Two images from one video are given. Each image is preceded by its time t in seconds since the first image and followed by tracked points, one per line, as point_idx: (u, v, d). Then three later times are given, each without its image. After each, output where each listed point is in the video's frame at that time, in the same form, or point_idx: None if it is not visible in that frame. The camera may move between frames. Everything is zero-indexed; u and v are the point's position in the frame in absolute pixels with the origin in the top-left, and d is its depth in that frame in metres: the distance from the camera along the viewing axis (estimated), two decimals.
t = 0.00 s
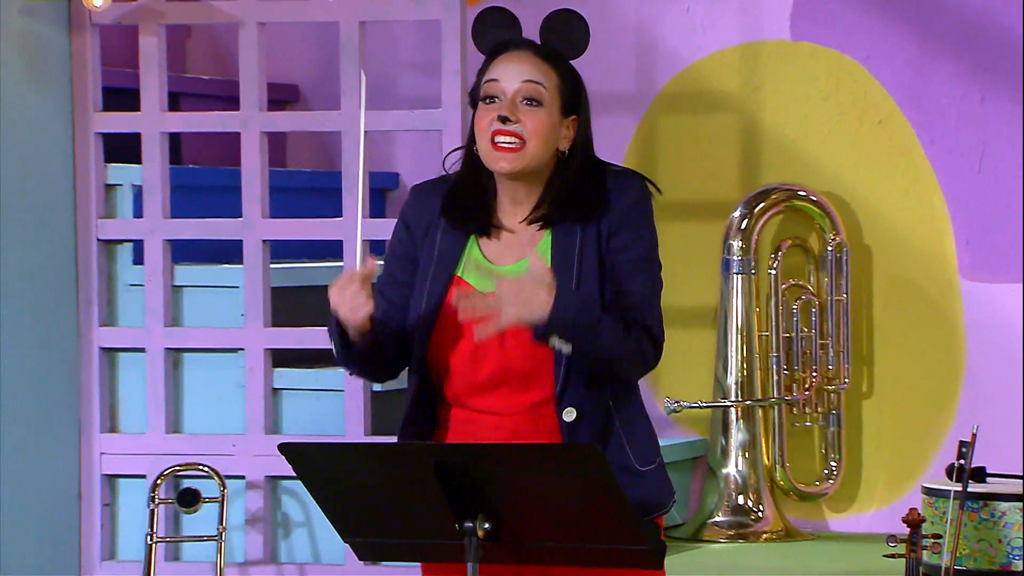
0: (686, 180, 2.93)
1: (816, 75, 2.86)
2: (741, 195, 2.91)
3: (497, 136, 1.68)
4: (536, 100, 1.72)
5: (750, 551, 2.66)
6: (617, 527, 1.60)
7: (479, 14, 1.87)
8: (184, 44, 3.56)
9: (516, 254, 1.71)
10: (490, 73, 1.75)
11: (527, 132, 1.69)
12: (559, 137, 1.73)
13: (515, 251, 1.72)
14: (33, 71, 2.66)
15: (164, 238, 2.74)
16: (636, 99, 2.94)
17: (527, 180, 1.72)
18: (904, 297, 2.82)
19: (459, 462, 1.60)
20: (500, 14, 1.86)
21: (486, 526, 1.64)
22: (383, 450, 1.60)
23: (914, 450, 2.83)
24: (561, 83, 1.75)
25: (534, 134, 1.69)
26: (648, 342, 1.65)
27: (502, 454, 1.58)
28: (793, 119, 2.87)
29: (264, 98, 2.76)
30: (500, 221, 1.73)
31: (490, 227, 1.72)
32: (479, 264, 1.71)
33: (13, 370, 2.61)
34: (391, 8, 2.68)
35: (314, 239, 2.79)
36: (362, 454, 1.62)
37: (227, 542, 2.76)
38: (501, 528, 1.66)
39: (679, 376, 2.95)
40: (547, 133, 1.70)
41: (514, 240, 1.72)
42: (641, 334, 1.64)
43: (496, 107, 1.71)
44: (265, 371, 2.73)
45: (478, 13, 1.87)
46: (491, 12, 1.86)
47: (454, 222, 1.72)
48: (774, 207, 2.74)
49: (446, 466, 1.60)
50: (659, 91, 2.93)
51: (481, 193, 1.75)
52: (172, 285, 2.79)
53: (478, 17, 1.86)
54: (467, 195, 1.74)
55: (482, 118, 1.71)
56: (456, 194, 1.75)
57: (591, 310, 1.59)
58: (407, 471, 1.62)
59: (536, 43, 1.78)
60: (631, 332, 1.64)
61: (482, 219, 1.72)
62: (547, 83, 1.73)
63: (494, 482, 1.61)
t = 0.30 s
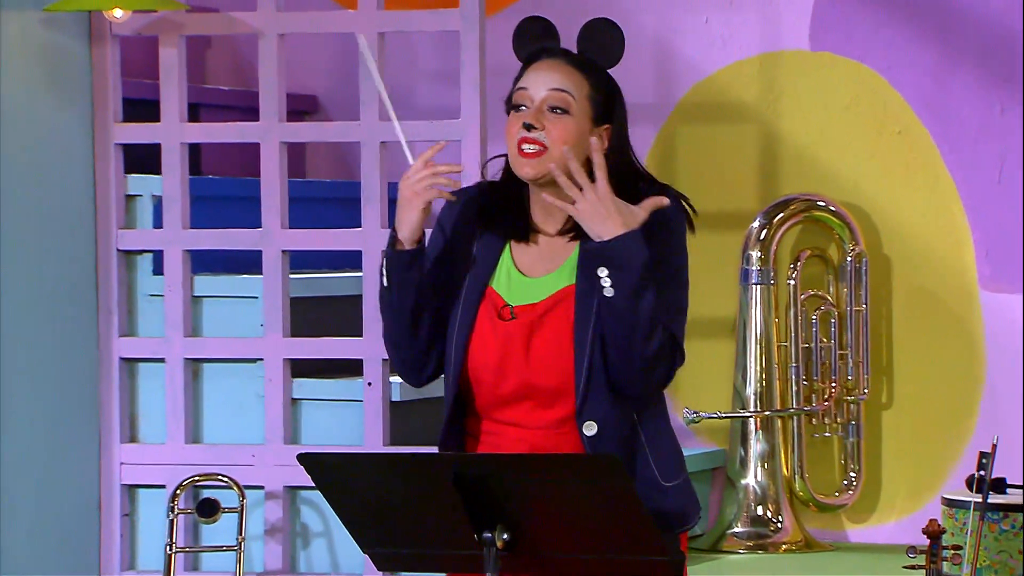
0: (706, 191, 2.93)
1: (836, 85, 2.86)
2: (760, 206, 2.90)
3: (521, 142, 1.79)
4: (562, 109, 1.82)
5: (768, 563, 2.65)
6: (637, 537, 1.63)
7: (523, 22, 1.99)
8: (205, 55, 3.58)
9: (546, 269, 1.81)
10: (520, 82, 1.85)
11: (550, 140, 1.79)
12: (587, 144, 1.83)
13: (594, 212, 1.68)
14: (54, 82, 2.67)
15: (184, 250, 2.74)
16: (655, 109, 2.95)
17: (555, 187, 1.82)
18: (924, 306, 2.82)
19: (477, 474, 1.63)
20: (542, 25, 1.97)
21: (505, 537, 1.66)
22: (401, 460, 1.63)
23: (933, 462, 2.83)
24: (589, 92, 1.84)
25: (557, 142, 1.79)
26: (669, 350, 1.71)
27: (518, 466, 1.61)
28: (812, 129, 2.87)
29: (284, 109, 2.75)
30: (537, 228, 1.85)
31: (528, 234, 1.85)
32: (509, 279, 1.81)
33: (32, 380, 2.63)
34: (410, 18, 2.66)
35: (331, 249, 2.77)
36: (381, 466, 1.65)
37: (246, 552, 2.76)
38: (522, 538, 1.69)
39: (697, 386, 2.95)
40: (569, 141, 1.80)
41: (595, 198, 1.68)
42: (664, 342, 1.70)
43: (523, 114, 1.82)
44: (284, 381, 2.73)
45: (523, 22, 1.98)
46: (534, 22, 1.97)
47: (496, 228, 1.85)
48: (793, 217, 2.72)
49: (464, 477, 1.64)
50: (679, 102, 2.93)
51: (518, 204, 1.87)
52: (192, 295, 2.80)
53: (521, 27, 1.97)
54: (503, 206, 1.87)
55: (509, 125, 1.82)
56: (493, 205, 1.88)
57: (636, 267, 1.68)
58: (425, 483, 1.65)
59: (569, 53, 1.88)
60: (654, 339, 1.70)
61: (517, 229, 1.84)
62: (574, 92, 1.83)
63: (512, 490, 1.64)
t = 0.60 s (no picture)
0: (715, 199, 2.93)
1: (845, 94, 2.86)
2: (769, 215, 2.90)
3: (528, 151, 1.82)
4: (572, 119, 1.83)
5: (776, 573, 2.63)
6: (647, 549, 1.63)
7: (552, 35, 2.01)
8: (214, 63, 3.59)
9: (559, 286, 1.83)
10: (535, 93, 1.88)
11: (556, 149, 1.81)
12: (597, 155, 1.84)
13: (624, 234, 1.71)
14: (64, 91, 2.68)
15: (192, 258, 2.74)
16: (664, 118, 2.96)
17: (563, 199, 1.84)
18: (934, 315, 2.81)
19: (483, 482, 1.63)
20: (569, 40, 1.99)
21: (513, 546, 1.66)
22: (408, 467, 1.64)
23: (943, 471, 2.82)
24: (602, 103, 1.85)
25: (563, 152, 1.81)
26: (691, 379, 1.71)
27: (524, 476, 1.61)
28: (821, 137, 2.87)
29: (293, 118, 2.75)
30: (553, 243, 1.87)
31: (543, 250, 1.87)
32: (524, 296, 1.83)
33: (43, 389, 2.63)
34: (419, 27, 2.65)
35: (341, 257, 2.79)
36: (388, 473, 1.66)
37: (255, 561, 2.78)
38: (530, 549, 1.69)
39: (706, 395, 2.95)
40: (576, 150, 1.81)
41: (625, 221, 1.71)
42: (687, 367, 1.69)
43: (534, 124, 1.85)
44: (293, 390, 2.73)
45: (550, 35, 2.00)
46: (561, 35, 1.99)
47: (509, 246, 1.88)
48: (802, 226, 2.71)
49: (470, 486, 1.64)
50: (687, 110, 2.94)
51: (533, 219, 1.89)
52: (200, 304, 2.80)
53: (549, 39, 1.99)
54: (519, 221, 1.89)
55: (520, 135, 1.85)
56: (510, 222, 1.90)
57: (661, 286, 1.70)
58: (431, 491, 1.65)
59: (588, 66, 1.89)
60: (677, 365, 1.69)
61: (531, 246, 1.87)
62: (586, 103, 1.84)
63: (519, 501, 1.64)
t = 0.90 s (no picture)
0: (719, 206, 2.92)
1: (849, 100, 2.86)
2: (774, 221, 2.90)
3: (541, 160, 1.82)
4: (585, 129, 1.84)
5: None
6: (652, 557, 1.63)
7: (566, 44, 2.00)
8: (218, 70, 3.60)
9: (566, 299, 1.84)
10: (548, 102, 1.88)
11: (569, 160, 1.81)
12: (609, 165, 1.83)
13: (630, 257, 1.69)
14: (69, 98, 2.68)
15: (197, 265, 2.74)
16: (667, 123, 2.95)
17: (575, 209, 1.84)
18: (938, 321, 2.81)
19: (486, 489, 1.63)
20: (585, 48, 1.98)
21: (517, 552, 1.66)
22: (410, 474, 1.63)
23: (948, 477, 2.83)
24: (615, 113, 1.85)
25: (575, 163, 1.81)
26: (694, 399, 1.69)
27: (526, 485, 1.61)
28: (825, 144, 2.87)
29: (297, 124, 2.76)
30: (561, 258, 1.88)
31: (552, 265, 1.88)
32: (533, 308, 1.85)
33: (48, 395, 2.63)
34: (423, 32, 2.65)
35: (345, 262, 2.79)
36: (390, 480, 1.65)
37: (259, 567, 2.76)
38: (535, 554, 1.69)
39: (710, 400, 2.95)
40: (588, 161, 1.82)
41: (628, 243, 1.70)
42: (695, 384, 1.68)
43: (546, 133, 1.85)
44: (297, 396, 2.72)
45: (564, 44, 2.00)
46: (575, 45, 1.99)
47: (522, 261, 1.89)
48: (807, 232, 2.71)
49: (473, 493, 1.64)
50: (691, 117, 2.94)
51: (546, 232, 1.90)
52: (204, 310, 2.80)
53: (566, 46, 1.98)
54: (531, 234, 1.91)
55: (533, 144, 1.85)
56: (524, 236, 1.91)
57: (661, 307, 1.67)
58: (434, 498, 1.65)
59: (601, 77, 1.90)
60: (685, 383, 1.68)
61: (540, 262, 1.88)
62: (599, 113, 1.84)
63: (523, 507, 1.64)
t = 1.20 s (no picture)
0: (721, 208, 2.92)
1: (852, 101, 2.86)
2: (776, 222, 2.90)
3: (546, 171, 1.82)
4: (588, 135, 1.84)
5: None
6: (656, 559, 1.63)
7: (556, 43, 2.00)
8: (221, 73, 3.60)
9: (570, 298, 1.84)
10: (546, 108, 1.88)
11: (574, 167, 1.81)
12: (613, 169, 1.84)
13: (617, 329, 1.61)
14: (72, 99, 2.68)
15: (200, 266, 2.74)
16: (670, 124, 2.95)
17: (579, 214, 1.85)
18: (940, 323, 2.81)
19: (490, 490, 1.63)
20: (576, 48, 1.98)
21: (520, 554, 1.66)
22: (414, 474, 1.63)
23: (951, 479, 2.82)
24: (614, 115, 1.86)
25: (580, 169, 1.81)
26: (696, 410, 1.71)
27: (531, 486, 1.62)
28: (828, 145, 2.87)
29: (300, 125, 2.75)
30: (566, 258, 1.87)
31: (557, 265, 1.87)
32: (537, 306, 1.85)
33: (52, 396, 2.63)
34: (427, 33, 2.65)
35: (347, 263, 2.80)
36: (393, 481, 1.66)
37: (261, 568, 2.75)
38: (538, 556, 1.69)
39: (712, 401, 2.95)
40: (592, 166, 1.82)
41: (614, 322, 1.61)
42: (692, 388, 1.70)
43: (549, 141, 1.85)
44: (300, 397, 2.72)
45: (554, 43, 2.00)
46: (565, 45, 1.98)
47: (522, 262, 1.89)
48: (810, 233, 2.71)
49: (478, 493, 1.64)
50: (693, 118, 2.93)
51: (547, 232, 1.90)
52: (208, 311, 2.80)
53: (556, 47, 1.98)
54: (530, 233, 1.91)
55: (535, 154, 1.85)
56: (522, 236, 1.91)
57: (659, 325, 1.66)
58: (437, 498, 1.65)
59: (596, 76, 1.89)
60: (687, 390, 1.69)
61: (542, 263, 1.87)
62: (599, 117, 1.85)
63: (526, 508, 1.64)
